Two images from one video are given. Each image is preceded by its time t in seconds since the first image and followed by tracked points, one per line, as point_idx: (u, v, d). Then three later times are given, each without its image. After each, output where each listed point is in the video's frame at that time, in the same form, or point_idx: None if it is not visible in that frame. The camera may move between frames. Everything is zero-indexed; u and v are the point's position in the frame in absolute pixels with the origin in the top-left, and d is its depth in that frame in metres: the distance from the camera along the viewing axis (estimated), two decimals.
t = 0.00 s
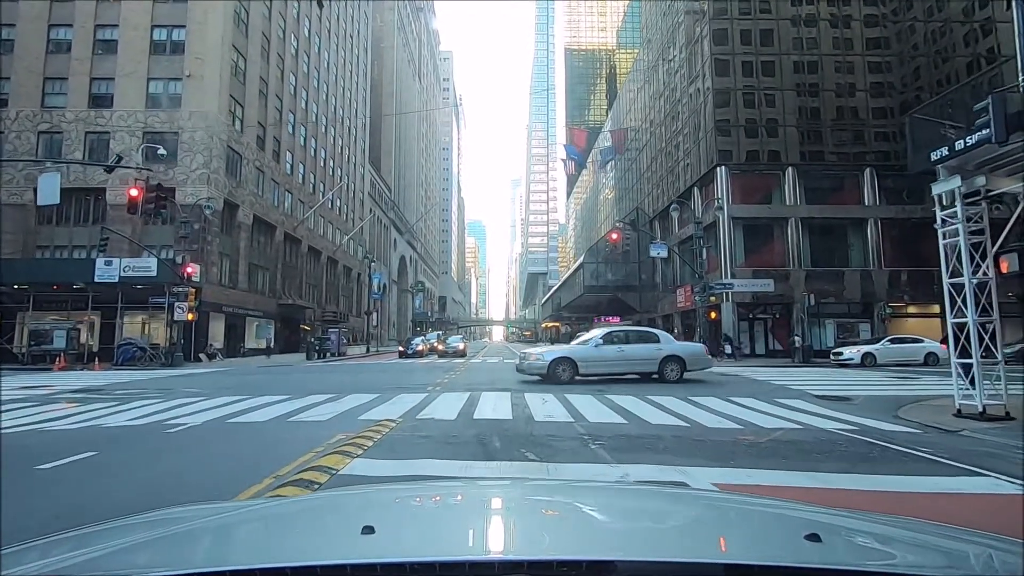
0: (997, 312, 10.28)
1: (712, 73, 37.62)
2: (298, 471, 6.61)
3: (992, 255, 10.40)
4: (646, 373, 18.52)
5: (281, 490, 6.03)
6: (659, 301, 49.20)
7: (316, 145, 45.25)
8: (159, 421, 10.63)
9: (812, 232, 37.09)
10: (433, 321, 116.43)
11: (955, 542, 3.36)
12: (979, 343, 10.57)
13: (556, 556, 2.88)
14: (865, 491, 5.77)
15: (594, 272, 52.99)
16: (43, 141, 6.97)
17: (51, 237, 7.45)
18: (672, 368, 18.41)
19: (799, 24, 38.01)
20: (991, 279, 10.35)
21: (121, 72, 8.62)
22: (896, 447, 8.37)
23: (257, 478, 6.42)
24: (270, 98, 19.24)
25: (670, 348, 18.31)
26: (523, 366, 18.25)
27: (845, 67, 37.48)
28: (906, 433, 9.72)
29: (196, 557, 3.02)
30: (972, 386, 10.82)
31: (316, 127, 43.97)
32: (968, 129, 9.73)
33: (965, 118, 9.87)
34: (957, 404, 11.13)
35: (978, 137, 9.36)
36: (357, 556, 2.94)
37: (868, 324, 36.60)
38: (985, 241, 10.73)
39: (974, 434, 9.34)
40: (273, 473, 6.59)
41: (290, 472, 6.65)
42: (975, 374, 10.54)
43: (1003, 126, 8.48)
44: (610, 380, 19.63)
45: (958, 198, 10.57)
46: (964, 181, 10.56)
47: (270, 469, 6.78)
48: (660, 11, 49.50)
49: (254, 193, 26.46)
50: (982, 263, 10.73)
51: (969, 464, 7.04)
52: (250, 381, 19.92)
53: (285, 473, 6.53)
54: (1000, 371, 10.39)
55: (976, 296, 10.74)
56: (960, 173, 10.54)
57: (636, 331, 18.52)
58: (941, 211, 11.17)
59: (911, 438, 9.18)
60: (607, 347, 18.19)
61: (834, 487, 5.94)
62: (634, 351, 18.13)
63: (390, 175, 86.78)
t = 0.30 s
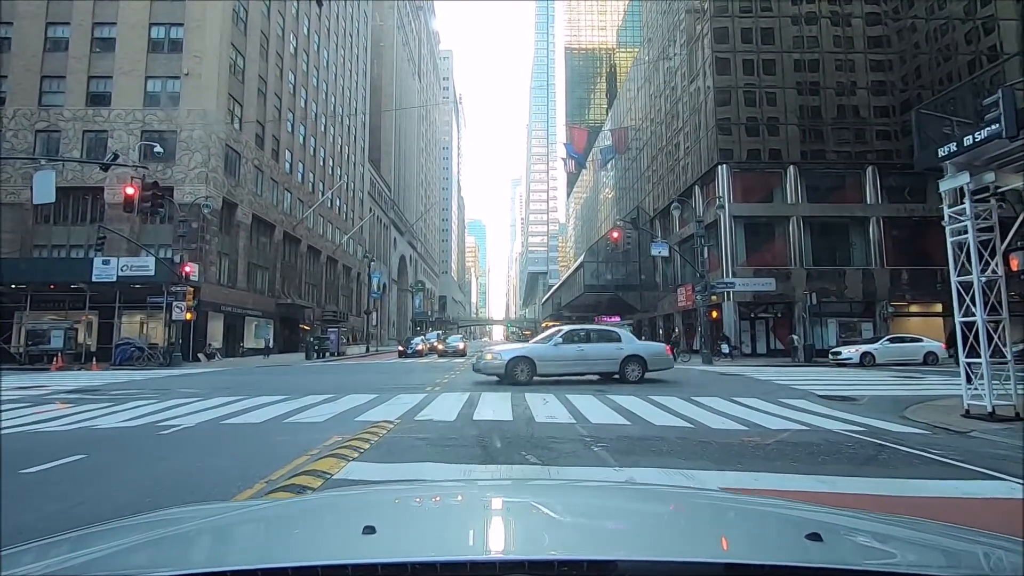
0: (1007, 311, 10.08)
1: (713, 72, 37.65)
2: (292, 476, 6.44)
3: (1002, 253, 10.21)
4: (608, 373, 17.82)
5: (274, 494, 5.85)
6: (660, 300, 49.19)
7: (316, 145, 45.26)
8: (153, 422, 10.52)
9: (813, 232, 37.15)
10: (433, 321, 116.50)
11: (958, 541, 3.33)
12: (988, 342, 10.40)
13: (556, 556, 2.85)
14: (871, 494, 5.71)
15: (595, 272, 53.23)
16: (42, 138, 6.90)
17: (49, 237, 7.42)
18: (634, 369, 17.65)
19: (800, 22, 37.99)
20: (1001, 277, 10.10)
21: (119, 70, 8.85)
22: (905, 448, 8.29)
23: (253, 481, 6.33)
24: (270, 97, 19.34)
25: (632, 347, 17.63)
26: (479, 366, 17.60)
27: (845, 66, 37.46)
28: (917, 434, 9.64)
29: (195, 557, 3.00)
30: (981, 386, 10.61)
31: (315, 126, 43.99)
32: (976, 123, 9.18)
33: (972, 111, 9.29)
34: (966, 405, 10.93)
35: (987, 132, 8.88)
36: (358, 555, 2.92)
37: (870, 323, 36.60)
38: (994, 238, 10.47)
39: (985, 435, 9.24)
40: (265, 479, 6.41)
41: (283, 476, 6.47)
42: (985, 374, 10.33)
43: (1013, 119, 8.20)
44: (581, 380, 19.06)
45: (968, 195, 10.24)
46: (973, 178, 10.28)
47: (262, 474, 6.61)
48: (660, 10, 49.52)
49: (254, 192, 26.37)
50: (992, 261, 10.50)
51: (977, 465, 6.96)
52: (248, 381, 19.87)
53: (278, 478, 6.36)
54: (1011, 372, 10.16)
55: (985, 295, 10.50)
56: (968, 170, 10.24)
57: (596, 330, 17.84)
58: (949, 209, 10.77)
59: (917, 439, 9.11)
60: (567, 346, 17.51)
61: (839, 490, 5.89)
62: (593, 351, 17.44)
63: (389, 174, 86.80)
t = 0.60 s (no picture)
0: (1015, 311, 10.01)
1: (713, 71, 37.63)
2: (286, 479, 6.28)
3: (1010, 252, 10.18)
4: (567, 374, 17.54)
5: (271, 496, 5.79)
6: (661, 300, 49.27)
7: (316, 145, 45.22)
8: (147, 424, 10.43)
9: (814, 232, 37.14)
10: (433, 320, 116.45)
11: (960, 542, 3.30)
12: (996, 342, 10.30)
13: (556, 556, 2.84)
14: (874, 496, 5.68)
15: (596, 272, 51.80)
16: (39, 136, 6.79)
17: (48, 236, 7.41)
18: (593, 369, 17.49)
19: (801, 22, 37.99)
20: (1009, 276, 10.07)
21: (117, 68, 8.94)
22: (913, 451, 8.24)
23: (249, 483, 6.27)
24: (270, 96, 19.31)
25: (592, 347, 17.45)
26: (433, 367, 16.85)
27: (846, 65, 37.46)
28: (924, 435, 9.58)
29: (194, 557, 2.98)
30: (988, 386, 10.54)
31: (315, 126, 43.95)
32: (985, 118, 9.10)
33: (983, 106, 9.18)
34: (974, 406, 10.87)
35: (995, 129, 8.66)
36: (356, 556, 2.90)
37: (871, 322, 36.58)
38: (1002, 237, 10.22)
39: (992, 437, 9.15)
40: (258, 483, 6.25)
41: (277, 480, 6.31)
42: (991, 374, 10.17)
43: None
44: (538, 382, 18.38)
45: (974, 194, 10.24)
46: (981, 176, 10.21)
47: (254, 478, 6.45)
48: (660, 10, 49.46)
49: (251, 192, 26.42)
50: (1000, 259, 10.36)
51: (981, 467, 6.91)
52: (246, 381, 19.85)
53: (272, 482, 6.19)
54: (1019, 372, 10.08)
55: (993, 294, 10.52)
56: (975, 167, 10.20)
57: (556, 329, 17.48)
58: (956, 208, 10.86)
59: (923, 441, 9.06)
60: (526, 347, 17.07)
61: (843, 492, 5.85)
62: (553, 351, 17.13)
63: (389, 174, 86.73)
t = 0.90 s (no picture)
0: (1022, 310, 9.80)
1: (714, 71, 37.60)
2: (281, 483, 6.15)
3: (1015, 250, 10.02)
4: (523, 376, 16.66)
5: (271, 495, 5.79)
6: (662, 300, 49.35)
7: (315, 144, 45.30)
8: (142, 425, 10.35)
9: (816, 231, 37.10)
10: (433, 320, 116.64)
11: (960, 542, 3.29)
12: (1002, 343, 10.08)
13: (556, 556, 2.82)
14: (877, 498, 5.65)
15: (596, 272, 52.22)
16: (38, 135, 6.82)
17: (46, 235, 7.42)
18: (551, 370, 16.72)
19: (802, 20, 37.88)
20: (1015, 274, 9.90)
21: (117, 67, 8.99)
22: (920, 452, 8.18)
23: (246, 484, 6.22)
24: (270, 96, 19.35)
25: (550, 347, 16.69)
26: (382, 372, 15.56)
27: (847, 65, 37.45)
28: (929, 437, 9.54)
29: (193, 557, 2.97)
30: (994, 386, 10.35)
31: (314, 125, 44.00)
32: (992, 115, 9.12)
33: (986, 104, 8.87)
34: (979, 408, 10.68)
35: (1000, 126, 8.64)
36: (356, 556, 2.89)
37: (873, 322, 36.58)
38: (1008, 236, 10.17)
39: (997, 438, 9.10)
40: (252, 486, 6.13)
41: (272, 484, 6.19)
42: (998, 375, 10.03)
43: None
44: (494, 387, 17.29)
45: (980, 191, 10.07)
46: (986, 173, 10.00)
47: (249, 482, 6.34)
48: (660, 10, 49.50)
49: (252, 192, 26.35)
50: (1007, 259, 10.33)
51: (984, 468, 6.86)
52: (245, 382, 19.84)
53: (267, 485, 6.06)
54: None
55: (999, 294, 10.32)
56: (980, 165, 10.01)
57: (512, 329, 16.60)
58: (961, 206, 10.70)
59: (927, 442, 9.02)
60: (481, 347, 16.08)
61: (845, 495, 5.83)
62: (511, 351, 16.23)
63: (389, 173, 86.81)
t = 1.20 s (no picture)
0: None
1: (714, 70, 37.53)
2: (278, 485, 6.09)
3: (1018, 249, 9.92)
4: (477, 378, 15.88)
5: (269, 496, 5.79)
6: (662, 300, 49.39)
7: (315, 144, 45.34)
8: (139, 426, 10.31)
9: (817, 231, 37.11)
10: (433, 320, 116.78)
11: (961, 542, 3.27)
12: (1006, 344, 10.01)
13: (556, 556, 2.81)
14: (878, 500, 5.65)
15: (596, 271, 52.27)
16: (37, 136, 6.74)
17: (45, 234, 7.41)
18: (507, 370, 16.16)
19: (802, 20, 37.86)
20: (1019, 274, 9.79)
21: (116, 66, 8.97)
22: (924, 454, 8.15)
23: (244, 485, 6.18)
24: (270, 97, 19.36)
25: (505, 346, 16.08)
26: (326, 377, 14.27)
27: (847, 65, 37.44)
28: (931, 438, 9.51)
29: (191, 557, 2.94)
30: (996, 386, 10.33)
31: (314, 125, 44.02)
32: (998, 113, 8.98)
33: (988, 103, 8.78)
34: (982, 407, 10.68)
35: (1005, 124, 8.53)
36: (356, 556, 2.88)
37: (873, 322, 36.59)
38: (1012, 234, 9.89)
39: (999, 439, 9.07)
40: (249, 488, 6.07)
41: (268, 485, 6.13)
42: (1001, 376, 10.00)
43: None
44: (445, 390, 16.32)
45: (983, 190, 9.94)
46: (989, 172, 9.88)
47: (246, 483, 6.29)
48: (660, 10, 49.51)
49: (252, 192, 26.39)
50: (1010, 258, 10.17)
51: (986, 468, 6.83)
52: (245, 382, 19.85)
53: (264, 487, 6.00)
54: None
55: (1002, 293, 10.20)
56: (984, 163, 9.78)
57: (465, 328, 15.85)
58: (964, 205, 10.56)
59: (929, 443, 8.99)
60: (433, 348, 15.19)
61: (847, 497, 5.81)
62: (467, 352, 15.47)
63: (389, 173, 86.83)
